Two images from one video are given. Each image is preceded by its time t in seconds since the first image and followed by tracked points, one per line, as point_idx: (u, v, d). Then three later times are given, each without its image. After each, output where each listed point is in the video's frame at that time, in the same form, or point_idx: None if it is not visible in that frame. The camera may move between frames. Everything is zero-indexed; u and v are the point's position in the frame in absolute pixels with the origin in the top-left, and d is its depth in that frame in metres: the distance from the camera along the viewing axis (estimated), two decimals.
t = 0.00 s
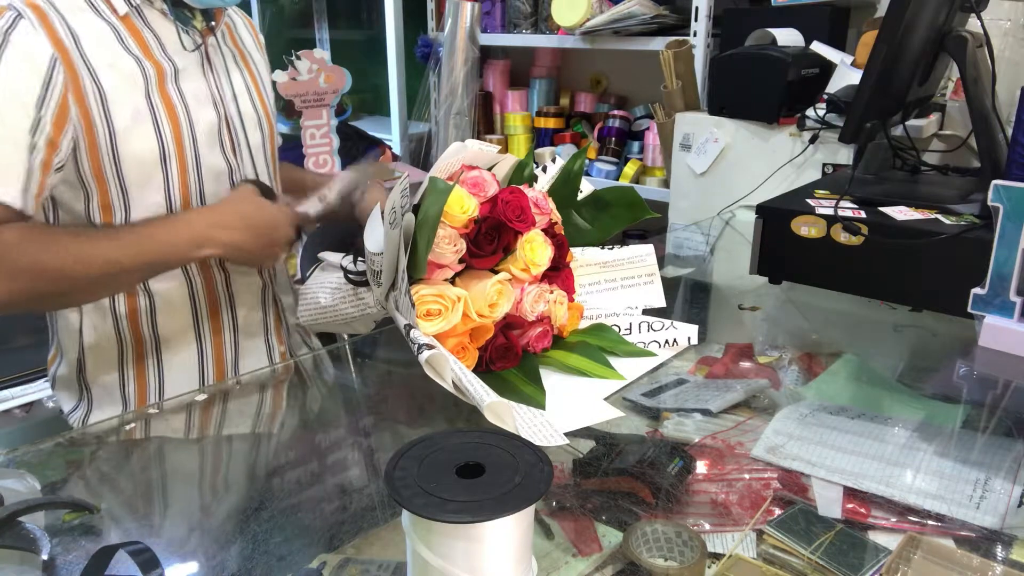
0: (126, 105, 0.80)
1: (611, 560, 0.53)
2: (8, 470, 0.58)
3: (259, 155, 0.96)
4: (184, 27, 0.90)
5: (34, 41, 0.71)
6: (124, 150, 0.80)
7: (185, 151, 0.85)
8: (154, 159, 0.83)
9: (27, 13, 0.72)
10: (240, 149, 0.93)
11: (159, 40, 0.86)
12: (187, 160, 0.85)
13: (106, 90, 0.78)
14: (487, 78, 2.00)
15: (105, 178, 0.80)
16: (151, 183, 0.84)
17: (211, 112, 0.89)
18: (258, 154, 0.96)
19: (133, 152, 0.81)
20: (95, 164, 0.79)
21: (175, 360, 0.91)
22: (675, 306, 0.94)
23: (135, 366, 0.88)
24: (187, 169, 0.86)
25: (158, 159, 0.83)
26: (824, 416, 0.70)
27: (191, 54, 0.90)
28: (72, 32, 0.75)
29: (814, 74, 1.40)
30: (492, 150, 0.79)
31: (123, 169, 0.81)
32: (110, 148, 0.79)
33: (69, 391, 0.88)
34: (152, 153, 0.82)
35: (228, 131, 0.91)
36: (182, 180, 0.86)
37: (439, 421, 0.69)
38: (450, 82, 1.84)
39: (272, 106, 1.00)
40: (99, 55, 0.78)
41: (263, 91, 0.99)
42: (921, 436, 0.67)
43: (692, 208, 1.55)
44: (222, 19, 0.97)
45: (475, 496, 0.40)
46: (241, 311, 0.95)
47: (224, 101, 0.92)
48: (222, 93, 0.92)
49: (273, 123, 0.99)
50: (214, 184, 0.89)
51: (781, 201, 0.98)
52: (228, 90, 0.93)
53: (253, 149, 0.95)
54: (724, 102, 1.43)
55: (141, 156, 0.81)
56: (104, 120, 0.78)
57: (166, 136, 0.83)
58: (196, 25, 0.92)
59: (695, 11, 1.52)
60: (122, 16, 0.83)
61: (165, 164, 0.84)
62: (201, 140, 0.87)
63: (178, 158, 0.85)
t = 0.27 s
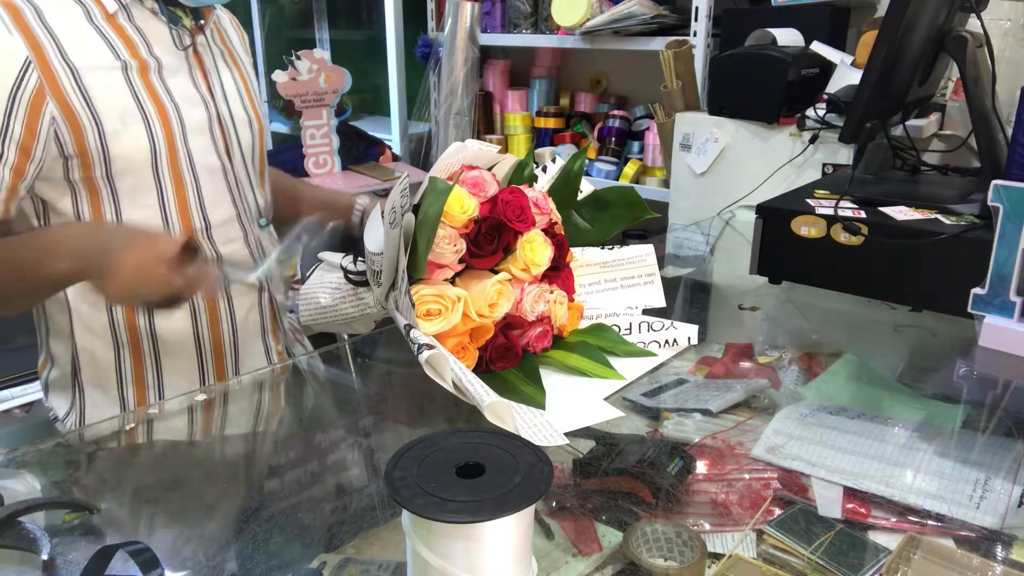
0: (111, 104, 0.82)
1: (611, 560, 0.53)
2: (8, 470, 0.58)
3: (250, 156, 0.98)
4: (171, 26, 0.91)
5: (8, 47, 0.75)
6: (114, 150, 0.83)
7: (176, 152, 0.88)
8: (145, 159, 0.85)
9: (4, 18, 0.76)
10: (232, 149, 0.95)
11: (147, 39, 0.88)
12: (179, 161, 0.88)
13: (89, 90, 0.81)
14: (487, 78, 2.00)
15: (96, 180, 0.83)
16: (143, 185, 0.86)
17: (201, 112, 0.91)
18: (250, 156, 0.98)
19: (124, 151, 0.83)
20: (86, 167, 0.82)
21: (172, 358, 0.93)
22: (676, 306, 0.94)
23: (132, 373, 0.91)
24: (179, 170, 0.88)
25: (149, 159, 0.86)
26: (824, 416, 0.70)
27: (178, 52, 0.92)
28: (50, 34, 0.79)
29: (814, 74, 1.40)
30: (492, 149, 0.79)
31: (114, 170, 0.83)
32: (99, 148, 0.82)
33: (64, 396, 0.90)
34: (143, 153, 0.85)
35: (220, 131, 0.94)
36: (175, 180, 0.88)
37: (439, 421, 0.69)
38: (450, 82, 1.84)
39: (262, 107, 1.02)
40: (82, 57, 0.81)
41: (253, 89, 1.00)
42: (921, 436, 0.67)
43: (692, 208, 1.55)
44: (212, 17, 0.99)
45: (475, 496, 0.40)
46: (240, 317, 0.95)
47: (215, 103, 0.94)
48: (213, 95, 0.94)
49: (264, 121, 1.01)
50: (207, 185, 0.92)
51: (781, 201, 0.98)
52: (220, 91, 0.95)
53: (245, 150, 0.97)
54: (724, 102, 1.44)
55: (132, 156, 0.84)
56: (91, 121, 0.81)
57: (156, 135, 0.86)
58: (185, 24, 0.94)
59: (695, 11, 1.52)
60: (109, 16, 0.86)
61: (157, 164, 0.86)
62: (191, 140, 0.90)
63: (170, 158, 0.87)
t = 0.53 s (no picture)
0: (90, 114, 0.85)
1: (611, 560, 0.53)
2: (8, 470, 0.58)
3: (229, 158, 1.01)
4: (149, 30, 0.92)
5: None
6: (94, 159, 0.85)
7: (157, 159, 0.90)
8: (126, 167, 0.88)
9: None
10: (212, 152, 0.98)
11: (126, 47, 0.90)
12: (159, 168, 0.91)
13: (67, 102, 0.83)
14: (487, 78, 2.00)
15: (80, 192, 0.85)
16: (125, 193, 0.88)
17: (181, 119, 0.94)
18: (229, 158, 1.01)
19: (104, 161, 0.86)
20: (69, 180, 0.84)
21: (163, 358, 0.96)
22: (676, 306, 0.94)
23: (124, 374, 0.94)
24: (160, 177, 0.91)
25: (130, 167, 0.88)
26: (824, 416, 0.70)
27: (157, 59, 0.93)
28: (30, 46, 0.81)
29: (814, 74, 1.40)
30: (492, 149, 0.79)
31: (95, 178, 0.86)
32: (80, 158, 0.84)
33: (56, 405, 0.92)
34: (123, 161, 0.87)
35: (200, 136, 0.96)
36: (156, 188, 0.91)
37: (439, 421, 0.69)
38: (450, 82, 1.84)
39: (245, 107, 1.04)
40: (61, 68, 0.83)
41: (236, 91, 1.02)
42: (921, 436, 0.67)
43: (692, 208, 1.55)
44: (195, 19, 1.00)
45: (475, 497, 0.40)
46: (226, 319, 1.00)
47: (195, 109, 0.96)
48: (193, 100, 0.96)
49: (246, 124, 1.03)
50: (190, 191, 0.95)
51: (782, 201, 0.98)
52: (200, 96, 0.97)
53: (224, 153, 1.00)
54: (724, 102, 1.44)
55: (111, 164, 0.86)
56: (70, 131, 0.83)
57: (136, 145, 0.88)
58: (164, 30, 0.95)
59: (695, 11, 1.52)
60: (84, 22, 0.87)
61: (137, 175, 0.89)
62: (172, 146, 0.92)
63: (150, 166, 0.90)
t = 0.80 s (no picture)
0: (96, 117, 0.82)
1: (612, 560, 0.53)
2: (8, 470, 0.58)
3: (243, 158, 0.99)
4: (163, 34, 0.91)
5: None
6: (101, 162, 0.83)
7: (163, 162, 0.88)
8: (131, 170, 0.85)
9: None
10: (224, 153, 0.96)
11: (135, 50, 0.88)
12: (165, 171, 0.88)
13: (75, 104, 0.80)
14: (487, 78, 2.00)
15: (84, 192, 0.84)
16: (130, 196, 0.87)
17: (190, 121, 0.91)
18: (242, 158, 0.99)
19: (109, 164, 0.84)
20: (75, 183, 0.83)
21: (168, 355, 0.94)
22: (675, 306, 0.94)
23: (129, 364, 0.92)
24: (166, 180, 0.89)
25: (135, 170, 0.86)
26: (824, 416, 0.70)
27: (169, 60, 0.92)
28: (36, 47, 0.78)
29: (814, 74, 1.40)
30: (491, 150, 0.79)
31: (100, 181, 0.84)
32: (86, 162, 0.82)
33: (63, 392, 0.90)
34: (128, 163, 0.85)
35: (211, 136, 0.94)
36: (162, 190, 0.89)
37: (439, 421, 0.69)
38: (450, 82, 1.84)
39: (260, 104, 1.02)
40: (68, 71, 0.80)
41: (251, 92, 1.01)
42: (921, 436, 0.67)
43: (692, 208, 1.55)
44: (208, 19, 0.99)
45: (475, 497, 0.40)
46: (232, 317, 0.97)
47: (207, 109, 0.94)
48: (205, 102, 0.94)
49: (261, 124, 1.02)
50: (197, 193, 0.93)
51: (781, 201, 0.98)
52: (211, 96, 0.95)
53: (238, 153, 0.98)
54: (724, 102, 1.44)
55: (117, 166, 0.84)
56: (76, 135, 0.80)
57: (142, 147, 0.86)
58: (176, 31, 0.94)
59: (695, 11, 1.52)
60: (93, 26, 0.84)
61: (142, 175, 0.87)
62: (180, 147, 0.90)
63: (156, 169, 0.87)
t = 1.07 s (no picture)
0: (123, 110, 0.83)
1: (612, 560, 0.53)
2: (8, 470, 0.58)
3: (270, 155, 0.98)
4: (191, 29, 0.89)
5: (32, 59, 0.77)
6: (123, 152, 0.84)
7: (183, 155, 0.89)
8: (151, 162, 0.86)
9: (27, 28, 0.78)
10: (249, 148, 0.95)
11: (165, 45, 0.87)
12: (185, 165, 0.89)
13: (102, 98, 0.82)
14: (487, 78, 2.00)
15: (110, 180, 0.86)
16: (150, 186, 0.88)
17: (214, 115, 0.91)
18: (269, 155, 0.98)
19: (131, 155, 0.85)
20: (100, 171, 0.84)
21: (180, 345, 0.95)
22: (676, 306, 0.94)
23: (143, 353, 0.93)
24: (185, 174, 0.89)
25: (155, 162, 0.87)
26: (824, 416, 0.70)
27: (196, 56, 0.91)
28: (69, 42, 0.80)
29: (814, 74, 1.40)
30: (491, 150, 0.79)
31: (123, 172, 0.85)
32: (110, 151, 0.84)
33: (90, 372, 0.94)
34: (148, 155, 0.86)
35: (235, 131, 0.93)
36: (180, 182, 0.89)
37: (439, 421, 0.69)
38: (450, 82, 1.85)
39: (291, 105, 1.00)
40: (96, 65, 0.81)
41: (283, 91, 0.99)
42: (921, 436, 0.67)
43: (692, 208, 1.55)
44: (242, 16, 0.97)
45: (475, 496, 0.40)
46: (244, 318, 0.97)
47: (233, 105, 0.93)
48: (233, 97, 0.93)
49: (292, 123, 1.00)
50: (218, 186, 0.93)
51: (781, 201, 0.98)
52: (239, 92, 0.94)
53: (264, 149, 0.97)
54: (724, 102, 1.44)
55: (138, 158, 0.85)
56: (101, 127, 0.82)
57: (163, 140, 0.87)
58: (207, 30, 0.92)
59: (695, 11, 1.52)
60: (125, 22, 0.84)
61: (163, 169, 0.88)
62: (202, 142, 0.90)
63: (175, 162, 0.88)
